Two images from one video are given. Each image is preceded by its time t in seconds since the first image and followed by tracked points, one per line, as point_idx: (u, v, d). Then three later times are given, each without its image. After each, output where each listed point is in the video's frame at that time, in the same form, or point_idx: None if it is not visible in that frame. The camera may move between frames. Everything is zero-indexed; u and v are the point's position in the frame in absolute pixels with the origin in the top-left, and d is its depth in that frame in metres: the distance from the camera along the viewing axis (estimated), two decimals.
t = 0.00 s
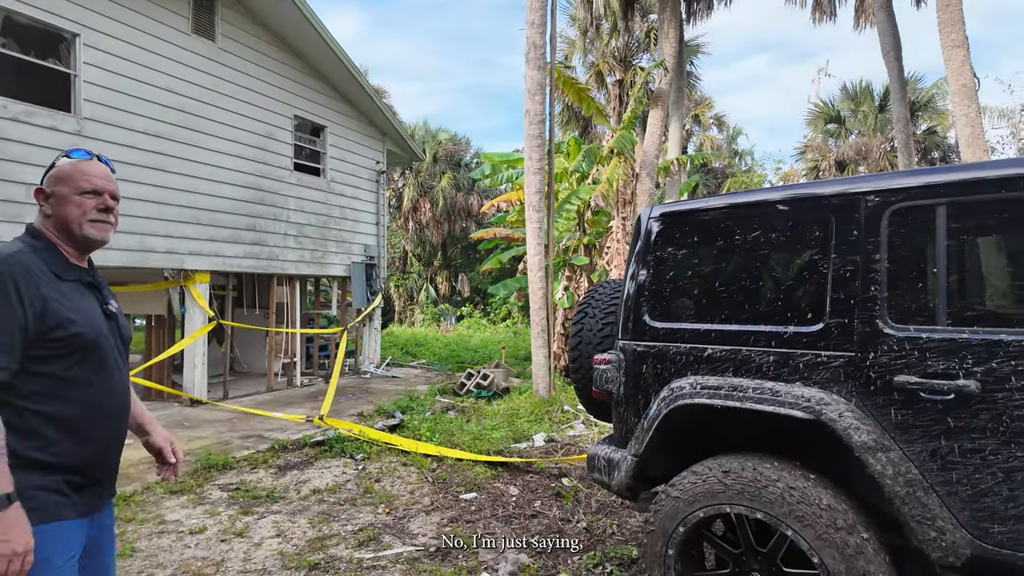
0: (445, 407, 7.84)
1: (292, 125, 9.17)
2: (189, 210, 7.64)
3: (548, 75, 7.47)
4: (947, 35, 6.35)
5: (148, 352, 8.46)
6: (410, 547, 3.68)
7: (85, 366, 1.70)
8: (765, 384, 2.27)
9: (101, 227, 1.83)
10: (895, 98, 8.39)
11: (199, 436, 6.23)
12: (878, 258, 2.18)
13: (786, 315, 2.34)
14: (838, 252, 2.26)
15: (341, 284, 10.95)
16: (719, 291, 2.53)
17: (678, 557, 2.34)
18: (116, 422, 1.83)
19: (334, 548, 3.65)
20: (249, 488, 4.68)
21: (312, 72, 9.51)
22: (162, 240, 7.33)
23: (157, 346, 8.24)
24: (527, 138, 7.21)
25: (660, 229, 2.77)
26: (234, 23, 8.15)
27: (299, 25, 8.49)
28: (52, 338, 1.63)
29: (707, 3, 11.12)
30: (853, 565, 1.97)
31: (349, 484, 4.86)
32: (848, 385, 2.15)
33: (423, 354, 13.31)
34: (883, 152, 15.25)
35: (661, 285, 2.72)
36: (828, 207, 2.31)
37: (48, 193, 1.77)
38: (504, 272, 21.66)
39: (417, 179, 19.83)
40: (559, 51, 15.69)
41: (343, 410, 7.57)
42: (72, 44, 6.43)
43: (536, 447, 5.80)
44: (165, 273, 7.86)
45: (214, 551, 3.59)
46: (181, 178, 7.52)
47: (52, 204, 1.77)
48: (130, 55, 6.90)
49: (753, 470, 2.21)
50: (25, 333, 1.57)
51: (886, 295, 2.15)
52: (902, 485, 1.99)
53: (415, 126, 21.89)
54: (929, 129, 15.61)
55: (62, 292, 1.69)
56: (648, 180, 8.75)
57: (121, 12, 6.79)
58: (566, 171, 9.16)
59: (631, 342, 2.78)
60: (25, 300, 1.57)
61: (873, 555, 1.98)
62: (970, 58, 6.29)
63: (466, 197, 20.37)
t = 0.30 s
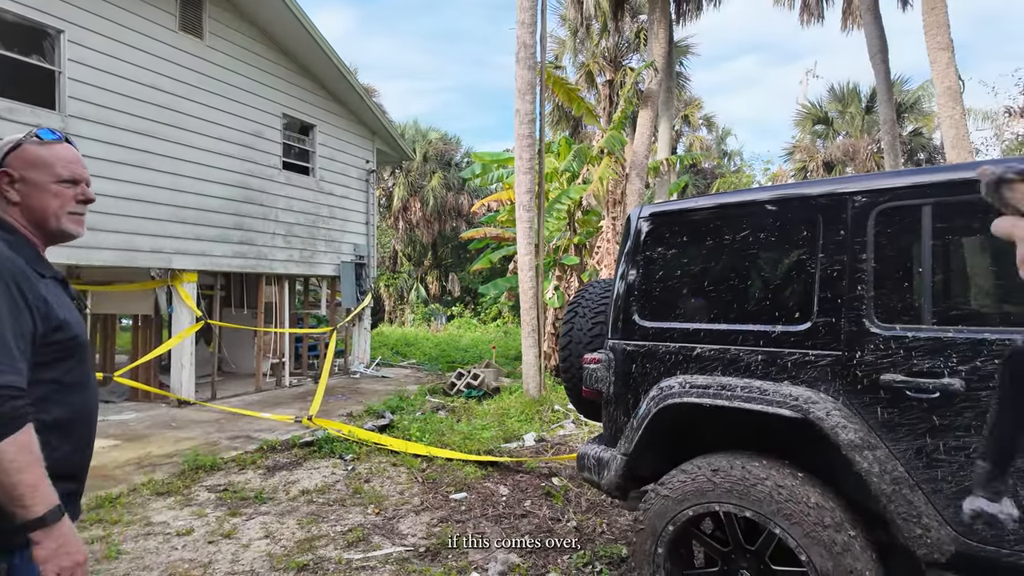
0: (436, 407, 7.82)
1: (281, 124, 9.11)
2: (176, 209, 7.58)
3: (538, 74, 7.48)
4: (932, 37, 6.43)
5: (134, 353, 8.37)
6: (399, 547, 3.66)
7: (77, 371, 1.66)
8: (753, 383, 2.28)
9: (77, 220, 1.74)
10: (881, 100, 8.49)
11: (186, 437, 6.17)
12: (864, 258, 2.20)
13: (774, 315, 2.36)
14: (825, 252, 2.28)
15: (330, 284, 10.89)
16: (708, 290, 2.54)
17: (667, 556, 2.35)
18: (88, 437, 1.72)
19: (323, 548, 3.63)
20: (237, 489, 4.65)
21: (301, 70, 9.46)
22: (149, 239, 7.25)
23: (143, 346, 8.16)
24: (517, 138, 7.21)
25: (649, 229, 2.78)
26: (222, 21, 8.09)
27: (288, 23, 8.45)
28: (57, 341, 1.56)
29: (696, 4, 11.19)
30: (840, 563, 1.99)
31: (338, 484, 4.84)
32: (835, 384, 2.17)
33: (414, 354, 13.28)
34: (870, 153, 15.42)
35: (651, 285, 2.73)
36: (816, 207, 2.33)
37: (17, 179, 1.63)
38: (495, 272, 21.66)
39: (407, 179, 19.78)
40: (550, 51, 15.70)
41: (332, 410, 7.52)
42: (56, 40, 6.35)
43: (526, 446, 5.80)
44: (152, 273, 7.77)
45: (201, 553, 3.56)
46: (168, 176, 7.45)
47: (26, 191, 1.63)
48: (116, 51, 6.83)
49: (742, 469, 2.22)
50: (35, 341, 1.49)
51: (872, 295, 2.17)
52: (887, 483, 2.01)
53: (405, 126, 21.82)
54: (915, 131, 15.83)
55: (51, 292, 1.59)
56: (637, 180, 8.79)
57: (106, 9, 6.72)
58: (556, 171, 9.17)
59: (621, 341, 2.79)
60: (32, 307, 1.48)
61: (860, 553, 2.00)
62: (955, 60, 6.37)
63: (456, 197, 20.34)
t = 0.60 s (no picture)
0: (426, 407, 7.80)
1: (269, 123, 9.04)
2: (162, 208, 7.50)
3: (528, 74, 7.48)
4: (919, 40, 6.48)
5: (121, 353, 8.27)
6: (390, 549, 3.64)
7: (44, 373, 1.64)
8: (744, 384, 2.29)
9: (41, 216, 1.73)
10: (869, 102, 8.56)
11: (173, 438, 6.11)
12: (853, 259, 2.22)
13: (765, 316, 2.37)
14: (815, 253, 2.30)
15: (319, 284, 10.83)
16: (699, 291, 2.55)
17: (659, 556, 2.35)
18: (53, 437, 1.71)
19: (312, 551, 3.61)
20: (225, 491, 4.60)
21: (290, 69, 9.40)
22: (135, 239, 7.17)
23: (130, 347, 8.07)
24: (507, 138, 7.21)
25: (640, 230, 2.79)
26: (210, 19, 8.02)
27: (277, 21, 8.38)
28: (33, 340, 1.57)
29: (686, 5, 11.22)
30: (831, 564, 2.00)
31: (328, 486, 4.81)
32: (826, 385, 2.18)
33: (404, 354, 13.23)
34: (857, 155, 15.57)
35: (642, 286, 2.74)
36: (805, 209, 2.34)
37: None
38: (485, 272, 21.65)
39: (397, 179, 19.72)
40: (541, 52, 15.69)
41: (321, 411, 7.48)
42: (40, 37, 6.26)
43: (516, 447, 5.79)
44: (138, 273, 7.67)
45: (188, 556, 3.52)
46: (154, 176, 7.37)
47: None
48: (102, 49, 6.74)
49: (734, 470, 2.22)
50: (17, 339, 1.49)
51: (861, 296, 2.18)
52: (877, 483, 2.02)
53: (395, 125, 21.75)
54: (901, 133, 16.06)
55: (20, 290, 1.58)
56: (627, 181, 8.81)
57: (92, 6, 6.63)
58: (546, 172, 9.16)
59: (613, 342, 2.80)
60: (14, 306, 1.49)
61: (851, 554, 2.01)
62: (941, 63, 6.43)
63: (446, 197, 20.29)
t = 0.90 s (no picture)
0: (420, 407, 7.80)
1: (263, 122, 9.01)
2: (155, 208, 7.45)
3: (523, 74, 7.48)
4: (911, 43, 6.54)
5: (113, 353, 8.22)
6: (384, 549, 3.63)
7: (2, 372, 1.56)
8: (738, 384, 2.30)
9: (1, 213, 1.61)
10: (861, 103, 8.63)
11: (166, 439, 6.08)
12: (847, 260, 2.23)
13: (759, 316, 2.39)
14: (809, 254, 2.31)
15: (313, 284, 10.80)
16: (694, 291, 2.57)
17: (654, 555, 2.36)
18: (22, 438, 1.62)
19: (307, 551, 3.60)
20: (219, 492, 4.58)
21: (283, 68, 9.37)
22: (127, 238, 7.13)
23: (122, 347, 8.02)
24: (502, 138, 7.21)
25: (635, 231, 2.79)
26: (203, 18, 7.98)
27: (270, 20, 8.35)
28: None
29: (680, 6, 11.26)
30: (825, 563, 2.01)
31: (322, 486, 4.79)
32: (820, 385, 2.20)
33: (398, 354, 13.22)
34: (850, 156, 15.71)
35: (638, 287, 2.76)
36: (799, 210, 2.36)
37: None
38: (480, 272, 21.65)
39: (391, 178, 19.69)
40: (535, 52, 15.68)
41: (315, 411, 7.46)
42: (32, 35, 6.21)
43: (511, 447, 5.79)
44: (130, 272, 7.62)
45: (181, 557, 3.50)
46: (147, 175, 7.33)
47: None
48: (94, 47, 6.71)
49: (729, 469, 2.23)
50: None
51: (855, 296, 2.20)
52: (870, 482, 2.03)
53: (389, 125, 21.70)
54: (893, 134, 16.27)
55: None
56: (622, 181, 8.82)
57: (84, 3, 6.59)
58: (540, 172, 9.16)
59: (608, 343, 2.82)
60: None
61: (844, 553, 2.03)
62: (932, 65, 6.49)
63: (441, 197, 20.27)
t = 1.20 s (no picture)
0: (419, 407, 7.81)
1: (261, 122, 9.01)
2: (153, 208, 7.45)
3: (521, 75, 7.49)
4: (907, 44, 6.56)
5: (111, 354, 8.20)
6: (383, 549, 3.64)
7: None
8: (737, 384, 2.31)
9: None
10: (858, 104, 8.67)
11: (164, 440, 6.06)
12: (846, 260, 2.24)
13: (758, 318, 2.40)
14: (808, 254, 2.32)
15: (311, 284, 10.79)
16: (694, 293, 2.58)
17: (654, 555, 2.37)
18: None
19: (306, 552, 3.60)
20: (217, 492, 4.58)
21: (281, 68, 9.36)
22: (125, 238, 7.12)
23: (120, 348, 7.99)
24: (500, 139, 7.22)
25: (635, 232, 2.80)
26: (202, 18, 7.99)
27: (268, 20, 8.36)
28: None
29: (678, 7, 11.27)
30: (824, 562, 2.03)
31: (321, 487, 4.79)
32: (819, 385, 2.21)
33: (396, 354, 13.21)
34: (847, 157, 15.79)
35: (637, 288, 2.77)
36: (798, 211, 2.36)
37: None
38: (478, 272, 21.65)
39: (389, 178, 19.67)
40: (533, 52, 15.68)
41: (313, 411, 7.45)
42: (29, 35, 6.20)
43: (509, 447, 5.80)
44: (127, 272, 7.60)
45: (181, 557, 3.51)
46: (144, 175, 7.32)
47: None
48: (93, 47, 6.70)
49: (728, 469, 2.25)
50: None
51: (854, 297, 2.21)
52: (869, 482, 2.04)
53: (387, 125, 21.69)
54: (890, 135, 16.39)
55: None
56: (620, 182, 8.84)
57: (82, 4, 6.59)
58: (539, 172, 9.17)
59: (607, 343, 2.82)
60: None
61: (843, 552, 2.04)
62: (929, 66, 6.52)
63: (438, 197, 20.26)
